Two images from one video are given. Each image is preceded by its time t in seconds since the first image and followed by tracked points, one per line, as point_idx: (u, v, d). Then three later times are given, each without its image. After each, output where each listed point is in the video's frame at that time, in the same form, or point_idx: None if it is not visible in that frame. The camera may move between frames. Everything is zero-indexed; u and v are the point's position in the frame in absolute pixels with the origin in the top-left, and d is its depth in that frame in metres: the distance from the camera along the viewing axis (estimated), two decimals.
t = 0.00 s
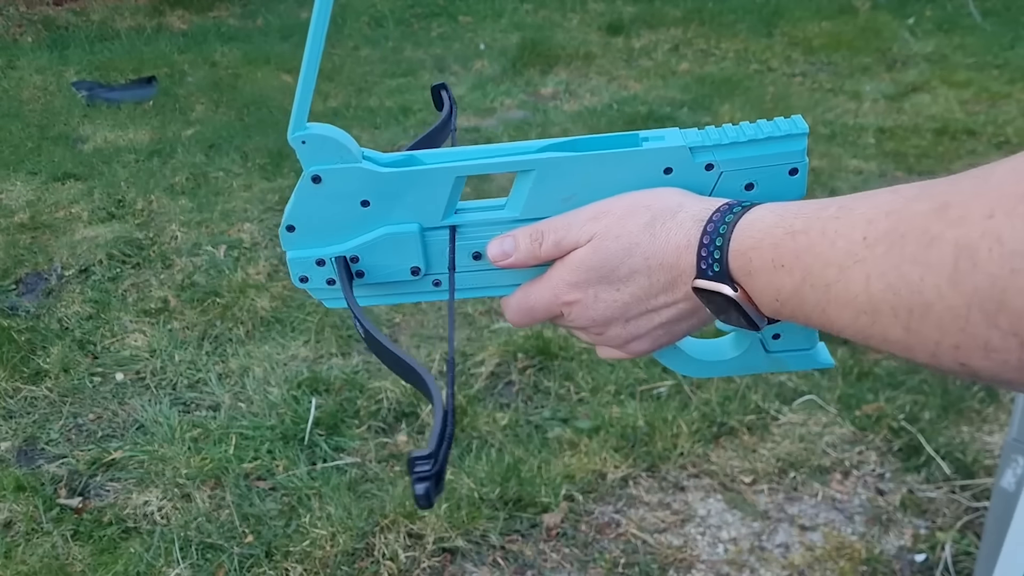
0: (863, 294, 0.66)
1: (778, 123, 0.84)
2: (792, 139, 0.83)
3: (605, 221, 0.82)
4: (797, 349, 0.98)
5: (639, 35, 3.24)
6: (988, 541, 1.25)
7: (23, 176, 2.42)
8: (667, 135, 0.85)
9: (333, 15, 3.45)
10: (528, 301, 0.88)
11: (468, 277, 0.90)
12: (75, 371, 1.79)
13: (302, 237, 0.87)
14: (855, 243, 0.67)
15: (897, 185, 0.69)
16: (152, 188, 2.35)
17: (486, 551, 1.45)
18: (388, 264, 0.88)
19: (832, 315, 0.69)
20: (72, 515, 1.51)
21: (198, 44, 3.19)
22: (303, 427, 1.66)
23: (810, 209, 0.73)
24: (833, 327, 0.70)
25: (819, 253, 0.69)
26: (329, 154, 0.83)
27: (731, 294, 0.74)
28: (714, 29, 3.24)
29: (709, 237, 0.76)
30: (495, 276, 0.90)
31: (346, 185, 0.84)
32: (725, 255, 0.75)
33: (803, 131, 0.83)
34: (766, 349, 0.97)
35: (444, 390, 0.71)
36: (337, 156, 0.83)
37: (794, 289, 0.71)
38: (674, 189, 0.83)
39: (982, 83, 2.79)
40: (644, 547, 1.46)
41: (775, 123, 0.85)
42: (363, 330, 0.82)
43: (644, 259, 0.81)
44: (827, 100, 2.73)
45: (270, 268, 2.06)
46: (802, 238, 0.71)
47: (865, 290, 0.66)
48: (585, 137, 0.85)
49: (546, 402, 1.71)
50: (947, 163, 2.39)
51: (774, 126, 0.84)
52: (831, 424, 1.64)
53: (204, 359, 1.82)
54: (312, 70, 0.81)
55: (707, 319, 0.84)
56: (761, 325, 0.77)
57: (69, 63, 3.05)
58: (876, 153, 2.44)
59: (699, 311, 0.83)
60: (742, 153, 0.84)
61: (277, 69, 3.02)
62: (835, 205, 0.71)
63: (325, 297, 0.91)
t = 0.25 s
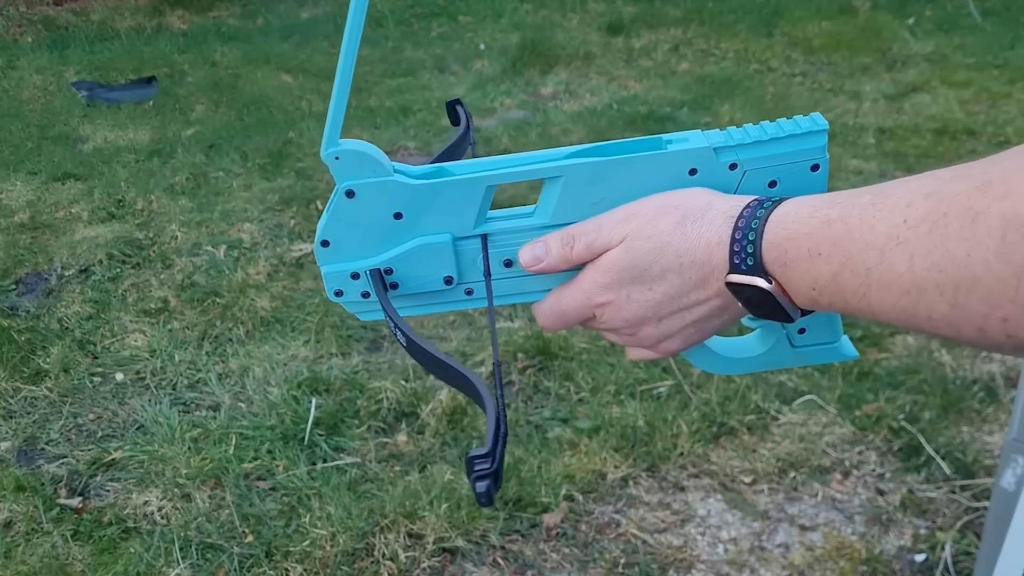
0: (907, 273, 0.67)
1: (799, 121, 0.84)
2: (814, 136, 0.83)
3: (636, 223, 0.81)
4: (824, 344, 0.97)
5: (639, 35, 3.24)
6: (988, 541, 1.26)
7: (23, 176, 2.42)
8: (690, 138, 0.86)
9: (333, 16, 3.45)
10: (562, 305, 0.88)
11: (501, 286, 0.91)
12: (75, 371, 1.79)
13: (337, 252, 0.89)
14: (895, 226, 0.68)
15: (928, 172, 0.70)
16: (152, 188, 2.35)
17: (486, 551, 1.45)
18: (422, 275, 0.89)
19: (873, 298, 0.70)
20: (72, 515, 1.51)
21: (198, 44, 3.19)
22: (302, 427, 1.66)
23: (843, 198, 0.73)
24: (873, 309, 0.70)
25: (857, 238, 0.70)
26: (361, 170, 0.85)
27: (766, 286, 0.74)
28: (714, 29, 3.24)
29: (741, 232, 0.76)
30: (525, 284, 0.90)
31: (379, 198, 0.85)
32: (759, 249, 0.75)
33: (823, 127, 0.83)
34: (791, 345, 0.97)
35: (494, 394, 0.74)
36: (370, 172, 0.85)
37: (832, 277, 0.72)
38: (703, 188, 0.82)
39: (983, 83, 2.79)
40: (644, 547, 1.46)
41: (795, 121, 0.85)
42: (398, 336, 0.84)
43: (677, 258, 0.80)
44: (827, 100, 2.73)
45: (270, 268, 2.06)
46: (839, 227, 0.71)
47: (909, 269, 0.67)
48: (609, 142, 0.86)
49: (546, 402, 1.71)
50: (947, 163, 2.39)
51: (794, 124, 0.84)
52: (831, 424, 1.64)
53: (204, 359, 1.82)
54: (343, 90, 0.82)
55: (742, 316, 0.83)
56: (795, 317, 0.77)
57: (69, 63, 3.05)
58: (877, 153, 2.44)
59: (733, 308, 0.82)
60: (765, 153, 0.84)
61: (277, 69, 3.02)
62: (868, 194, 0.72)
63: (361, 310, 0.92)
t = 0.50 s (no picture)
0: (928, 265, 0.68)
1: (814, 110, 0.84)
2: (828, 124, 0.83)
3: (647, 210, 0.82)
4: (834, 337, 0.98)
5: (639, 35, 3.24)
6: (988, 540, 1.26)
7: (23, 176, 2.42)
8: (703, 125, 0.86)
9: (333, 16, 3.45)
10: (570, 291, 0.88)
11: (509, 271, 0.91)
12: (75, 371, 1.79)
13: (345, 234, 0.88)
14: (917, 216, 0.68)
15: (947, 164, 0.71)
16: (151, 188, 2.35)
17: (486, 551, 1.45)
18: (430, 259, 0.89)
19: (891, 290, 0.71)
20: (72, 515, 1.50)
21: (198, 44, 3.19)
22: (302, 427, 1.66)
23: (862, 189, 0.74)
24: (890, 300, 0.71)
25: (878, 229, 0.70)
26: (371, 152, 0.84)
27: (779, 275, 0.75)
28: (714, 29, 3.24)
29: (755, 222, 0.76)
30: (534, 270, 0.90)
31: (388, 180, 0.85)
32: (774, 237, 0.75)
33: (839, 116, 0.83)
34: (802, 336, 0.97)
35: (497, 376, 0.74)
36: (379, 154, 0.85)
37: (850, 267, 0.72)
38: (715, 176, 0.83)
39: (983, 83, 2.79)
40: (644, 547, 1.46)
41: (810, 110, 0.85)
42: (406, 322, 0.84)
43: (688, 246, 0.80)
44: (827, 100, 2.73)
45: (271, 268, 2.06)
46: (858, 217, 0.72)
47: (931, 261, 0.67)
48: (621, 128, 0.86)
49: (546, 402, 1.71)
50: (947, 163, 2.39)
51: (808, 113, 0.84)
52: (831, 424, 1.64)
53: (204, 359, 1.82)
54: (354, 71, 0.83)
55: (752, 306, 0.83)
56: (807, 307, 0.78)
57: (69, 63, 3.05)
58: (877, 153, 2.44)
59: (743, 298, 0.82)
60: (779, 140, 0.84)
61: (276, 69, 3.02)
62: (887, 185, 0.73)
63: (367, 294, 0.92)
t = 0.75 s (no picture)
0: (906, 302, 0.67)
1: (802, 106, 0.83)
2: (816, 121, 0.82)
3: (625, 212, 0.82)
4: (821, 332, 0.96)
5: (639, 36, 3.24)
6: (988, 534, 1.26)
7: (23, 176, 2.43)
8: (687, 121, 0.85)
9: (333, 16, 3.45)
10: (546, 289, 0.89)
11: (485, 267, 0.91)
12: (75, 371, 1.79)
13: (317, 231, 0.88)
14: (898, 252, 0.68)
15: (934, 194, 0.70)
16: (152, 189, 2.35)
17: (486, 551, 1.45)
18: (405, 257, 0.89)
19: (867, 322, 0.71)
20: (73, 515, 1.50)
21: (198, 44, 3.19)
22: (302, 427, 1.66)
23: (845, 212, 0.73)
24: (865, 330, 0.71)
25: (857, 258, 0.70)
26: (341, 149, 0.84)
27: (756, 290, 0.75)
28: (714, 29, 3.24)
29: (735, 233, 0.76)
30: (511, 265, 0.90)
31: (360, 177, 0.85)
32: (753, 253, 0.75)
33: (827, 112, 0.82)
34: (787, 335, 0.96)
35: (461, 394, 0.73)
36: (350, 151, 0.84)
37: (828, 292, 0.72)
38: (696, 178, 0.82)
39: (983, 83, 2.79)
40: (644, 547, 1.46)
41: (797, 106, 0.84)
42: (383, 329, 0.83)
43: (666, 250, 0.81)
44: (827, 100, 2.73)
45: (271, 269, 2.06)
46: (840, 241, 0.71)
47: (909, 299, 0.67)
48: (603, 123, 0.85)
49: (546, 402, 1.71)
50: (947, 163, 2.40)
51: (796, 109, 0.83)
52: (831, 424, 1.64)
53: (204, 360, 1.82)
54: (322, 65, 0.82)
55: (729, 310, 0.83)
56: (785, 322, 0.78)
57: (69, 63, 3.05)
58: (877, 153, 2.44)
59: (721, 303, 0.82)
60: (764, 137, 0.83)
61: (276, 69, 3.02)
62: (871, 209, 0.72)
63: (341, 289, 0.92)
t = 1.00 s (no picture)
0: (862, 358, 0.61)
1: (784, 115, 0.82)
2: (798, 132, 0.81)
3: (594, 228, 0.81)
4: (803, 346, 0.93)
5: (639, 36, 3.24)
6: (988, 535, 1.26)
7: (23, 176, 2.43)
8: (664, 130, 0.84)
9: (333, 16, 3.45)
10: (520, 300, 0.89)
11: (455, 274, 0.91)
12: (75, 372, 1.79)
13: (283, 237, 0.88)
14: (857, 303, 0.62)
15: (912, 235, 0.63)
16: (152, 189, 2.35)
17: (486, 551, 1.45)
18: (372, 263, 0.89)
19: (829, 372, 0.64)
20: (73, 516, 1.50)
21: (198, 44, 3.19)
22: (302, 428, 1.66)
23: (811, 249, 0.68)
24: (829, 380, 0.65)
25: (818, 305, 0.64)
26: (304, 156, 0.83)
27: (723, 321, 0.71)
28: (714, 29, 3.24)
29: (703, 258, 0.73)
30: (481, 272, 0.90)
31: (324, 185, 0.84)
32: (718, 285, 0.71)
33: (810, 123, 0.81)
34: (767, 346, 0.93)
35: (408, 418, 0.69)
36: (313, 158, 0.83)
37: (790, 335, 0.66)
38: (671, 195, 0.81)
39: (983, 83, 2.79)
40: (644, 547, 1.46)
41: (779, 115, 0.83)
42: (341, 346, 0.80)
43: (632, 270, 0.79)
44: (827, 101, 2.72)
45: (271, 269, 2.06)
46: (801, 282, 0.66)
47: (866, 356, 0.61)
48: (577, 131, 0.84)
49: (546, 402, 1.71)
50: (947, 163, 2.40)
51: (778, 119, 0.82)
52: (831, 425, 1.64)
53: (204, 360, 1.82)
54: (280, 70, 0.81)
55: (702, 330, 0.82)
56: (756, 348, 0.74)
57: (69, 63, 3.05)
58: (877, 153, 2.44)
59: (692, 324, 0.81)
60: (744, 147, 0.82)
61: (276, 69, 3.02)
62: (840, 249, 0.66)
63: (310, 293, 0.92)
